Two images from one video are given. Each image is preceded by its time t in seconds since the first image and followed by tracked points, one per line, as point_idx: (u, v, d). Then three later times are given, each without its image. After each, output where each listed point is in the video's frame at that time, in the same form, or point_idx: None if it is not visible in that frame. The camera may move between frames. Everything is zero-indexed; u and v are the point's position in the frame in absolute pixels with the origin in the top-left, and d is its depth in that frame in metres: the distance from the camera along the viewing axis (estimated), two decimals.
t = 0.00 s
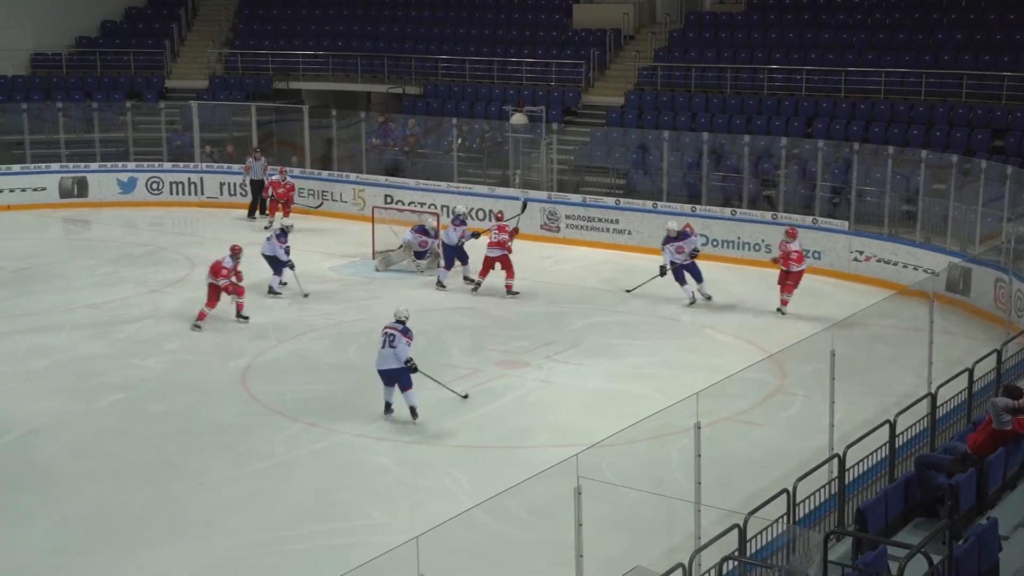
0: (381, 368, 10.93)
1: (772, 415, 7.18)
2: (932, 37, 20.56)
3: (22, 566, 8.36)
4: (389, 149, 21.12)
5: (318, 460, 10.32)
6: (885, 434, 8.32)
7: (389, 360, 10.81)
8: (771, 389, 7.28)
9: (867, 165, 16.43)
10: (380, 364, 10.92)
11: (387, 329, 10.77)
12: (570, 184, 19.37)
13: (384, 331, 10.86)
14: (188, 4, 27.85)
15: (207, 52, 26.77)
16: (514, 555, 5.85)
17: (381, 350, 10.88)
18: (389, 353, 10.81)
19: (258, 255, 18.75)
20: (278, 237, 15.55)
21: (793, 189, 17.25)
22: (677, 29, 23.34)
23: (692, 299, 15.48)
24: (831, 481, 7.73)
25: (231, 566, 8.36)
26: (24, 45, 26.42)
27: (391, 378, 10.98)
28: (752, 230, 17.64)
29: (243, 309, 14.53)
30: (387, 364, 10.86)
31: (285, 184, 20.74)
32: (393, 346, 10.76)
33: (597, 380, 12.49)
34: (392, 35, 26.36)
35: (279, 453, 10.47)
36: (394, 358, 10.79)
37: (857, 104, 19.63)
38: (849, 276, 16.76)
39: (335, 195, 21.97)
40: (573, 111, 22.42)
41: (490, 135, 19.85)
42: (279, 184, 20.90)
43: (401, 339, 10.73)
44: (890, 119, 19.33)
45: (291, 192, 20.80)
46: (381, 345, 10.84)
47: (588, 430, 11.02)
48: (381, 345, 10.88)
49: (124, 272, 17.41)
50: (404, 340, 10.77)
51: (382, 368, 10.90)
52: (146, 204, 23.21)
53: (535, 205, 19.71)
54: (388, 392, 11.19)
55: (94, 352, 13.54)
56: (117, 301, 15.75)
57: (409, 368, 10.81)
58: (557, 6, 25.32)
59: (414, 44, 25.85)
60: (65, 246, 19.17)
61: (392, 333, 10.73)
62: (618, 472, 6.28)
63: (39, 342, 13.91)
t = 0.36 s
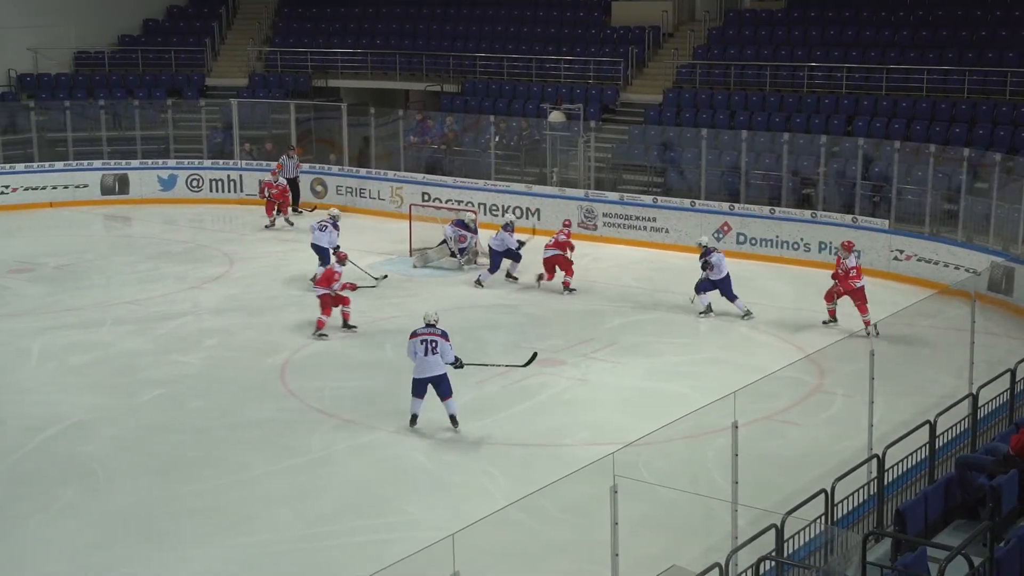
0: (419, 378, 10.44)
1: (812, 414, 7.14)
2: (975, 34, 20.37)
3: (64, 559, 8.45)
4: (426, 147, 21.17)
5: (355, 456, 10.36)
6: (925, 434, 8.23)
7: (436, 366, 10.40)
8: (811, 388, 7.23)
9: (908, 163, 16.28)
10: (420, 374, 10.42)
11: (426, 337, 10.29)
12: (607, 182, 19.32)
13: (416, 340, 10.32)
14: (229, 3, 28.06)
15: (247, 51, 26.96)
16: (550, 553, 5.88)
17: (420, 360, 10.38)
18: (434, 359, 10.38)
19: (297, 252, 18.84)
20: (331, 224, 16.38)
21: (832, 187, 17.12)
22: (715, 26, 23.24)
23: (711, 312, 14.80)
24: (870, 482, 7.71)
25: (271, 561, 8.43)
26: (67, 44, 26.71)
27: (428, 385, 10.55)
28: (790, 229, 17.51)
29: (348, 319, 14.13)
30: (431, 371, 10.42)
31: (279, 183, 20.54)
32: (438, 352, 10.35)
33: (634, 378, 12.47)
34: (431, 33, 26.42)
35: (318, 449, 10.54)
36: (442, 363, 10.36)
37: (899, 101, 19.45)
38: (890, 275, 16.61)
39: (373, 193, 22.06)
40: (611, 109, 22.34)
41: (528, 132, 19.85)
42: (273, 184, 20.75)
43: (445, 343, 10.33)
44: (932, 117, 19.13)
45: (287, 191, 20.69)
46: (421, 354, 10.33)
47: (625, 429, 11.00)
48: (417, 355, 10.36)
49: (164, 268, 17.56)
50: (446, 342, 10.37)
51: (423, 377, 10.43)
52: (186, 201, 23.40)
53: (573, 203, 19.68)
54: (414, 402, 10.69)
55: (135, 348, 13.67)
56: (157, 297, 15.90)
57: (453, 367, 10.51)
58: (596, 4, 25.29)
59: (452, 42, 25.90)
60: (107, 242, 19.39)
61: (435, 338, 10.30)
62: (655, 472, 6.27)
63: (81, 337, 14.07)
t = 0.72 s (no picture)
0: (423, 390, 10.11)
1: (815, 414, 7.10)
2: (979, 33, 20.36)
3: (66, 558, 8.45)
4: (429, 146, 21.18)
5: (357, 456, 10.36)
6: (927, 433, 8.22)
7: (440, 377, 10.07)
8: (813, 388, 7.20)
9: (911, 162, 16.28)
10: (424, 385, 10.10)
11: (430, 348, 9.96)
12: (610, 182, 19.30)
13: (420, 352, 10.01)
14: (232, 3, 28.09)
15: (250, 50, 26.97)
16: (552, 553, 5.86)
17: (424, 372, 10.05)
18: (438, 371, 10.05)
19: (299, 252, 18.83)
20: (346, 217, 16.80)
21: (835, 186, 17.11)
22: (719, 25, 23.24)
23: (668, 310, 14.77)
24: (872, 481, 7.69)
25: (273, 560, 8.43)
26: (70, 43, 26.73)
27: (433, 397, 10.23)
28: (793, 228, 17.51)
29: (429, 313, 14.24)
30: (435, 383, 10.09)
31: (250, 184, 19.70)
32: (442, 362, 10.02)
33: (636, 378, 12.47)
34: (434, 33, 26.40)
35: (320, 448, 10.54)
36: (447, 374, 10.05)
37: (902, 100, 19.43)
38: (892, 274, 16.59)
39: (376, 192, 22.06)
40: (614, 108, 22.32)
41: (531, 132, 19.85)
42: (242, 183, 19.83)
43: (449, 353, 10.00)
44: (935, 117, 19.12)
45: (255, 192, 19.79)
46: (426, 366, 10.00)
47: (628, 428, 11.00)
48: (421, 367, 10.03)
49: (166, 267, 17.56)
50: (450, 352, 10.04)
51: (428, 389, 10.11)
52: (189, 200, 23.41)
53: (576, 202, 19.65)
54: (416, 417, 10.34)
55: (137, 347, 13.68)
56: (160, 296, 15.90)
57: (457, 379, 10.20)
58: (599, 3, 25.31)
59: (455, 42, 25.88)
60: (110, 241, 19.41)
61: (438, 349, 9.97)
62: (657, 471, 6.26)
63: (84, 337, 14.07)
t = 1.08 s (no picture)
0: (413, 400, 9.85)
1: (801, 412, 7.10)
2: (963, 33, 20.44)
3: (53, 560, 8.43)
4: (416, 145, 21.17)
5: (345, 456, 10.34)
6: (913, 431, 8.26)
7: (429, 388, 9.82)
8: (799, 386, 7.19)
9: (897, 160, 16.32)
10: (413, 396, 9.85)
11: (420, 357, 9.71)
12: (597, 181, 19.32)
13: (409, 359, 9.77)
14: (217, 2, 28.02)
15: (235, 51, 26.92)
16: (540, 553, 5.87)
17: (413, 381, 9.80)
18: (427, 381, 9.80)
19: (286, 252, 18.79)
20: (341, 214, 17.06)
21: (821, 184, 17.16)
22: (705, 25, 23.28)
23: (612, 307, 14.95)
24: (858, 478, 7.70)
25: (262, 561, 8.41)
26: (54, 44, 26.62)
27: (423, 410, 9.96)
28: (779, 227, 17.57)
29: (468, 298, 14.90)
30: (424, 394, 9.84)
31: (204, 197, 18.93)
32: (431, 373, 9.76)
33: (623, 377, 12.49)
34: (420, 33, 26.38)
35: (308, 448, 10.54)
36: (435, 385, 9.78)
37: (887, 100, 19.48)
38: (877, 273, 16.65)
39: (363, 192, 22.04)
40: (600, 108, 22.33)
41: (517, 132, 19.86)
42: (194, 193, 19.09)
43: (439, 364, 9.73)
44: (918, 116, 19.18)
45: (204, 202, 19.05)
46: (414, 375, 9.76)
47: (615, 427, 11.02)
48: (410, 375, 9.79)
49: (152, 268, 17.51)
50: (441, 363, 9.76)
51: (417, 400, 9.85)
52: (175, 201, 23.34)
53: (563, 202, 19.66)
54: (406, 430, 10.03)
55: (123, 348, 13.63)
56: (146, 297, 15.85)
57: (447, 390, 9.93)
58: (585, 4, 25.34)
59: (441, 41, 25.87)
60: (96, 242, 19.35)
61: (429, 359, 9.71)
62: (645, 470, 6.27)
63: (69, 338, 14.01)
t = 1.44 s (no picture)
0: (376, 413, 9.57)
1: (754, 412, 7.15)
2: (910, 34, 20.68)
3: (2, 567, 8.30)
4: (370, 146, 21.09)
5: (299, 459, 10.28)
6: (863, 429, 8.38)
7: (390, 400, 9.51)
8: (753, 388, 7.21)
9: (847, 160, 16.50)
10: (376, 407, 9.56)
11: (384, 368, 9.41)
12: (552, 181, 19.36)
13: (376, 369, 9.50)
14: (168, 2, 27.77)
15: (186, 51, 26.69)
16: (495, 553, 5.86)
17: (375, 391, 9.53)
18: (388, 393, 9.49)
19: (239, 254, 18.65)
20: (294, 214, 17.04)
21: (773, 184, 17.30)
22: (657, 26, 23.41)
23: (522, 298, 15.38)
24: (811, 476, 7.75)
25: (215, 566, 8.33)
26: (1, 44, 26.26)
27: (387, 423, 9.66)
28: (731, 228, 17.71)
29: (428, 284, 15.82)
30: (385, 405, 9.54)
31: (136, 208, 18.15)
32: (393, 385, 9.46)
33: (578, 377, 12.52)
34: (372, 33, 26.28)
35: (262, 451, 10.47)
36: (396, 398, 9.46)
37: (837, 101, 19.68)
38: (828, 272, 16.81)
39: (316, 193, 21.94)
40: (554, 109, 22.37)
41: (471, 132, 19.85)
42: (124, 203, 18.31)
43: (401, 377, 9.40)
44: (868, 116, 19.40)
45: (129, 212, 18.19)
46: (376, 385, 9.48)
47: (570, 427, 11.03)
48: (374, 385, 9.51)
49: (103, 270, 17.30)
50: (404, 378, 9.43)
51: (380, 412, 9.56)
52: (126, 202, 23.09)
53: (517, 202, 19.68)
54: (375, 445, 9.75)
55: (73, 351, 13.46)
56: (96, 300, 15.67)
57: (413, 404, 9.58)
58: (538, 4, 25.38)
59: (394, 42, 25.79)
60: (44, 245, 19.09)
61: (392, 371, 9.40)
62: (599, 469, 6.31)
63: (18, 342, 13.82)
